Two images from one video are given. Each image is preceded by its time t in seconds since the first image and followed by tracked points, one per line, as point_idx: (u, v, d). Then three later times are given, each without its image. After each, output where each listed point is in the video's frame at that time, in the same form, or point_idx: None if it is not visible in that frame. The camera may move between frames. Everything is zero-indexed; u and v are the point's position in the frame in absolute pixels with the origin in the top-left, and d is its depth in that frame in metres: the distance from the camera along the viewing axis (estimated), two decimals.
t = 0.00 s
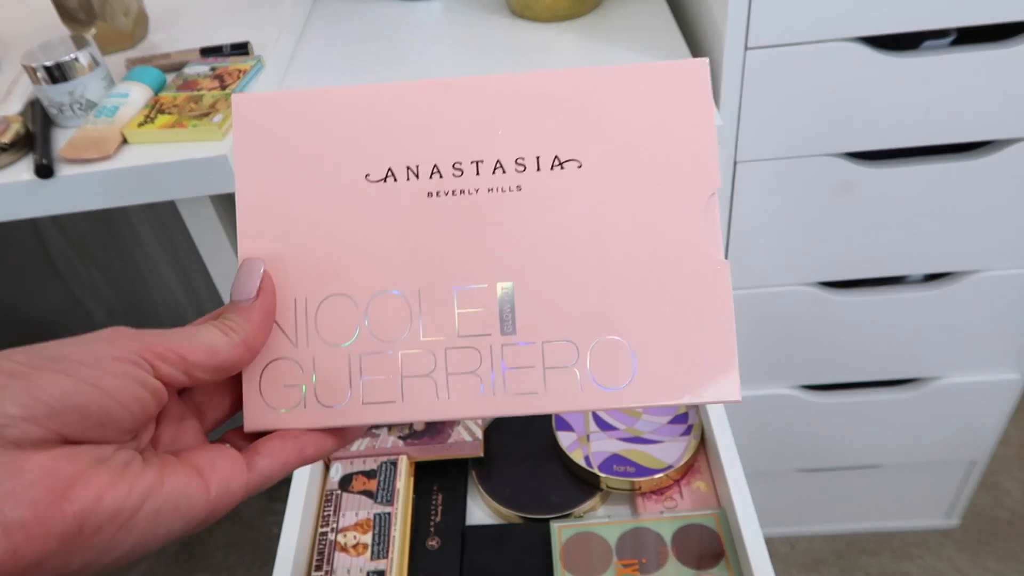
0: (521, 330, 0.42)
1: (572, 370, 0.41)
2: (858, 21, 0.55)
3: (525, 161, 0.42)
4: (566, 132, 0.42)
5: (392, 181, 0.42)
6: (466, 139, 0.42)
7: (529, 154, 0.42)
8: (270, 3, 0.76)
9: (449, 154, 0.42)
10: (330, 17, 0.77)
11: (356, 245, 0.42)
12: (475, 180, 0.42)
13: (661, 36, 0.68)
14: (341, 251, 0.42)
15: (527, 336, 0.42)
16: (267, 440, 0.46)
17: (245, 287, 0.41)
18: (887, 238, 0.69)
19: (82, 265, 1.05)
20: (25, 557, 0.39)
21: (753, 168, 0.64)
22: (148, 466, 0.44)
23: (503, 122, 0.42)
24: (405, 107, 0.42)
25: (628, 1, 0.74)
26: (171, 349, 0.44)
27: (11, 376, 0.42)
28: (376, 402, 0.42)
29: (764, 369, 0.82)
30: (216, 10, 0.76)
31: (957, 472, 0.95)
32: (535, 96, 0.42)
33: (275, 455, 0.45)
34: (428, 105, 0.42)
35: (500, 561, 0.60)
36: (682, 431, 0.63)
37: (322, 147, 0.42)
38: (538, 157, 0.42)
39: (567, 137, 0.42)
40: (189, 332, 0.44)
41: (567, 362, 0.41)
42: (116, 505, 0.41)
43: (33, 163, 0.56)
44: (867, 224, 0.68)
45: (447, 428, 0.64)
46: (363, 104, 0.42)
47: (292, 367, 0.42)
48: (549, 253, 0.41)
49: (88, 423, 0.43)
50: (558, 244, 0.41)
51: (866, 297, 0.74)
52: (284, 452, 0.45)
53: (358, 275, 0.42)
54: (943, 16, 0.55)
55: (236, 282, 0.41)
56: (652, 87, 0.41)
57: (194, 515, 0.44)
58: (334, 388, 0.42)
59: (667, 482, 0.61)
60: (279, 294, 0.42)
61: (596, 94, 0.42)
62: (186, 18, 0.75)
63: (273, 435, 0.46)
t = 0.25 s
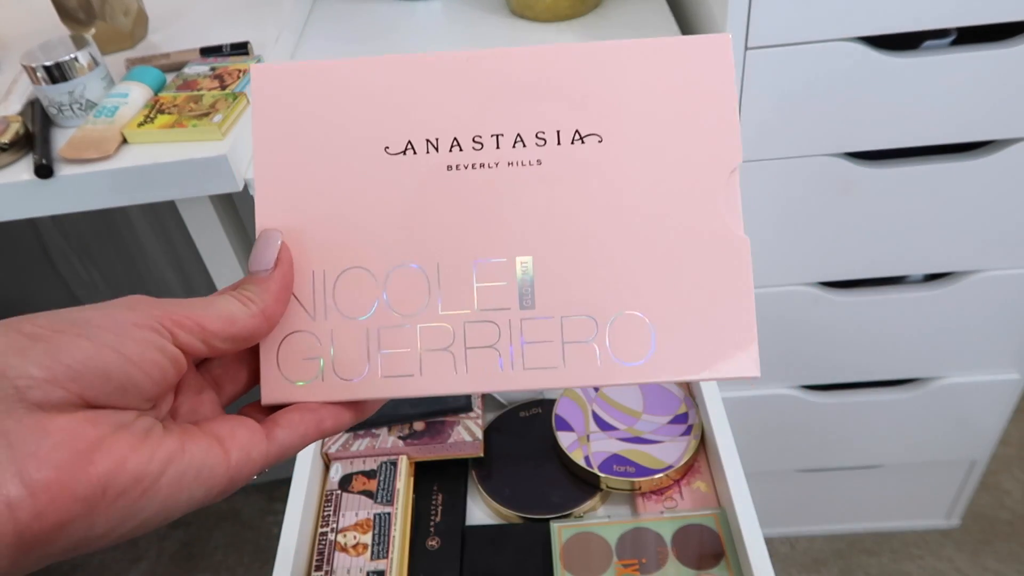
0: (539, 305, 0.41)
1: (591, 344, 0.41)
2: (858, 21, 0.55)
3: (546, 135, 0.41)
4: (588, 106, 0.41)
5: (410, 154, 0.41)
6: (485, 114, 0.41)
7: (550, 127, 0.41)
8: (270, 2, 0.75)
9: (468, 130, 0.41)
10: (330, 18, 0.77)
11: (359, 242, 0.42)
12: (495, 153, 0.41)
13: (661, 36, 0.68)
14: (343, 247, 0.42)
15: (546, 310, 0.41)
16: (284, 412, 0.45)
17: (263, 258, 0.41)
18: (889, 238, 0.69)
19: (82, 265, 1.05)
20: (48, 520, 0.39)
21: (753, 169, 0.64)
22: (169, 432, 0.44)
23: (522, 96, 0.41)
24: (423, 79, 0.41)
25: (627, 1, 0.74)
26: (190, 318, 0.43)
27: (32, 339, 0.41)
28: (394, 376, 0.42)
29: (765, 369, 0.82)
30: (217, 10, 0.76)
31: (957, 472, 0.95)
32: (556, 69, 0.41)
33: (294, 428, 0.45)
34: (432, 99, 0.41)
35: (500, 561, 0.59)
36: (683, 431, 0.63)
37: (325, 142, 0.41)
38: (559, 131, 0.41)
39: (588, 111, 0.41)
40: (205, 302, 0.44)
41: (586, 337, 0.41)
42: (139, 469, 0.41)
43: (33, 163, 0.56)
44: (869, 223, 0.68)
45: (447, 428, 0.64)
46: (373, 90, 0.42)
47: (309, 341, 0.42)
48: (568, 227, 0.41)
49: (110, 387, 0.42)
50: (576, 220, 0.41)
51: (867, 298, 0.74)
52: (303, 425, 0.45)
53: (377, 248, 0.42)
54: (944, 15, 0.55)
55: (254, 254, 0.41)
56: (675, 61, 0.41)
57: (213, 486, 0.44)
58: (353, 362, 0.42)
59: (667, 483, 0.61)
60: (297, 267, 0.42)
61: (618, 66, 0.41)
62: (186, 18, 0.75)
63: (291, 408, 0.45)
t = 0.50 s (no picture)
0: (541, 290, 0.41)
1: (596, 329, 0.41)
2: (858, 21, 0.55)
3: (547, 114, 0.41)
4: (589, 84, 0.41)
5: (410, 136, 0.41)
6: (486, 93, 0.41)
7: (551, 106, 0.41)
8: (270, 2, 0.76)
9: (468, 109, 0.41)
10: (330, 17, 0.77)
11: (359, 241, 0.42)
12: (495, 134, 0.41)
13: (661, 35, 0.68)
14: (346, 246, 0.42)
15: (549, 295, 0.41)
16: (285, 401, 0.45)
17: (260, 243, 0.41)
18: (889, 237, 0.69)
19: (82, 265, 1.05)
20: (39, 507, 0.38)
21: (754, 171, 0.64)
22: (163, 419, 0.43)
23: (523, 74, 0.41)
24: (425, 63, 0.41)
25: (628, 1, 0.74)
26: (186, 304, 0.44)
27: (23, 324, 0.41)
28: (394, 360, 0.42)
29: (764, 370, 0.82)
30: (217, 10, 0.76)
31: (958, 472, 0.95)
32: (557, 47, 0.41)
33: (293, 416, 0.45)
34: (431, 87, 0.41)
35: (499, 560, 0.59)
36: (683, 431, 0.63)
37: (324, 140, 0.41)
38: (560, 110, 0.41)
39: (589, 89, 0.41)
40: (204, 286, 0.44)
41: (590, 321, 0.41)
42: (132, 457, 0.41)
43: (33, 163, 0.56)
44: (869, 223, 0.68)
45: (447, 428, 0.64)
46: (374, 82, 0.42)
47: (308, 327, 0.42)
48: (570, 209, 0.41)
49: (102, 373, 0.42)
50: (578, 200, 0.41)
51: (867, 298, 0.74)
52: (303, 413, 0.45)
53: (377, 231, 0.42)
54: (944, 16, 0.55)
55: (252, 239, 0.41)
56: (679, 38, 0.41)
57: (210, 475, 0.44)
58: (353, 348, 0.42)
59: (668, 482, 0.61)
60: (295, 252, 0.42)
61: (619, 44, 0.41)
62: (186, 17, 0.75)
63: (291, 396, 0.45)
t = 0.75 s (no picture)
0: (542, 316, 0.42)
1: (593, 358, 0.41)
2: (858, 22, 0.55)
3: (555, 139, 0.41)
4: (600, 109, 0.40)
5: (415, 156, 0.41)
6: (494, 116, 0.40)
7: (560, 132, 0.40)
8: (270, 3, 0.76)
9: (475, 132, 0.41)
10: (330, 17, 0.77)
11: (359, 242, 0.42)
12: (502, 158, 0.41)
13: (661, 34, 0.68)
14: (349, 246, 0.42)
15: (549, 320, 0.41)
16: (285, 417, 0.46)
17: (266, 261, 0.41)
18: (889, 238, 0.69)
19: (82, 264, 1.05)
20: (48, 531, 0.40)
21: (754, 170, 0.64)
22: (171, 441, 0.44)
23: (533, 97, 0.40)
24: (436, 83, 0.40)
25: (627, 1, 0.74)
26: (195, 327, 0.43)
27: (37, 350, 0.42)
28: (393, 382, 0.42)
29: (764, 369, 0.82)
30: (216, 11, 0.76)
31: (958, 473, 0.95)
32: (567, 70, 0.40)
33: (296, 431, 0.45)
34: (439, 108, 0.40)
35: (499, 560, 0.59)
36: (683, 431, 0.63)
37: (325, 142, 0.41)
38: (569, 136, 0.40)
39: (600, 115, 0.40)
40: (211, 308, 0.44)
41: (588, 349, 0.41)
42: (139, 481, 0.42)
43: (33, 163, 0.56)
44: (870, 223, 0.68)
45: (447, 428, 0.65)
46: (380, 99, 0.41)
47: (311, 344, 0.42)
48: (575, 233, 0.41)
49: (113, 398, 0.43)
50: (583, 225, 0.41)
51: (867, 298, 0.74)
52: (304, 428, 0.45)
53: (381, 250, 0.41)
54: (943, 16, 0.55)
55: (257, 257, 0.41)
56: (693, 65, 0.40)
57: (213, 495, 0.45)
58: (353, 366, 0.42)
59: (668, 482, 0.61)
60: (300, 271, 0.42)
61: (634, 69, 0.40)
62: (186, 18, 0.75)
63: (291, 412, 0.46)
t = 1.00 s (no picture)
0: (527, 315, 0.42)
1: (577, 357, 0.42)
2: (859, 21, 0.55)
3: (548, 143, 0.41)
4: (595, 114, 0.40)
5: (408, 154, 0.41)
6: (490, 119, 0.41)
7: (553, 136, 0.41)
8: (270, 3, 0.76)
9: (470, 135, 0.41)
10: (331, 17, 0.77)
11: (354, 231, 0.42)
12: (494, 159, 0.41)
13: (662, 33, 0.68)
14: (341, 232, 0.41)
15: (535, 319, 0.42)
16: (272, 412, 0.47)
17: (256, 253, 0.40)
18: (889, 239, 0.69)
19: (82, 264, 1.05)
20: (43, 530, 0.40)
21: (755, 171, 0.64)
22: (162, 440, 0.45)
23: (528, 101, 0.40)
24: (434, 87, 0.41)
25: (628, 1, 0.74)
26: (185, 321, 0.43)
27: (30, 347, 0.41)
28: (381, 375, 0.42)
29: (764, 369, 0.82)
30: (216, 10, 0.76)
31: (957, 473, 0.95)
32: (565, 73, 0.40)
33: (280, 426, 0.47)
34: (437, 109, 0.41)
35: (499, 560, 0.59)
36: (683, 431, 0.63)
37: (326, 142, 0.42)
38: (561, 141, 0.41)
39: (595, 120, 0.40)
40: (201, 300, 0.43)
41: (573, 348, 0.42)
42: (131, 482, 0.42)
43: (33, 164, 0.56)
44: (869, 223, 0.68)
45: (447, 428, 0.64)
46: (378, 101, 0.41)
47: (298, 334, 0.42)
48: (562, 237, 0.41)
49: (106, 396, 0.43)
50: (570, 229, 0.41)
51: (867, 298, 0.74)
52: (289, 422, 0.47)
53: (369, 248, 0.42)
54: (944, 16, 0.55)
55: (247, 248, 0.41)
56: (690, 79, 0.40)
57: (204, 491, 0.46)
58: (339, 359, 0.42)
59: (668, 482, 0.61)
60: (288, 262, 0.42)
61: (630, 77, 0.40)
62: (187, 18, 0.75)
63: (277, 407, 0.47)
